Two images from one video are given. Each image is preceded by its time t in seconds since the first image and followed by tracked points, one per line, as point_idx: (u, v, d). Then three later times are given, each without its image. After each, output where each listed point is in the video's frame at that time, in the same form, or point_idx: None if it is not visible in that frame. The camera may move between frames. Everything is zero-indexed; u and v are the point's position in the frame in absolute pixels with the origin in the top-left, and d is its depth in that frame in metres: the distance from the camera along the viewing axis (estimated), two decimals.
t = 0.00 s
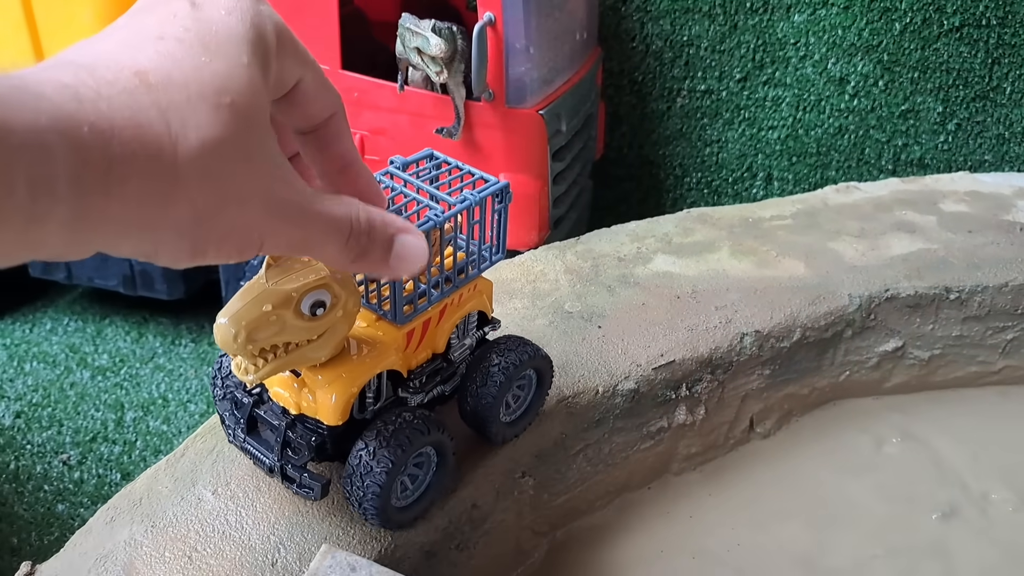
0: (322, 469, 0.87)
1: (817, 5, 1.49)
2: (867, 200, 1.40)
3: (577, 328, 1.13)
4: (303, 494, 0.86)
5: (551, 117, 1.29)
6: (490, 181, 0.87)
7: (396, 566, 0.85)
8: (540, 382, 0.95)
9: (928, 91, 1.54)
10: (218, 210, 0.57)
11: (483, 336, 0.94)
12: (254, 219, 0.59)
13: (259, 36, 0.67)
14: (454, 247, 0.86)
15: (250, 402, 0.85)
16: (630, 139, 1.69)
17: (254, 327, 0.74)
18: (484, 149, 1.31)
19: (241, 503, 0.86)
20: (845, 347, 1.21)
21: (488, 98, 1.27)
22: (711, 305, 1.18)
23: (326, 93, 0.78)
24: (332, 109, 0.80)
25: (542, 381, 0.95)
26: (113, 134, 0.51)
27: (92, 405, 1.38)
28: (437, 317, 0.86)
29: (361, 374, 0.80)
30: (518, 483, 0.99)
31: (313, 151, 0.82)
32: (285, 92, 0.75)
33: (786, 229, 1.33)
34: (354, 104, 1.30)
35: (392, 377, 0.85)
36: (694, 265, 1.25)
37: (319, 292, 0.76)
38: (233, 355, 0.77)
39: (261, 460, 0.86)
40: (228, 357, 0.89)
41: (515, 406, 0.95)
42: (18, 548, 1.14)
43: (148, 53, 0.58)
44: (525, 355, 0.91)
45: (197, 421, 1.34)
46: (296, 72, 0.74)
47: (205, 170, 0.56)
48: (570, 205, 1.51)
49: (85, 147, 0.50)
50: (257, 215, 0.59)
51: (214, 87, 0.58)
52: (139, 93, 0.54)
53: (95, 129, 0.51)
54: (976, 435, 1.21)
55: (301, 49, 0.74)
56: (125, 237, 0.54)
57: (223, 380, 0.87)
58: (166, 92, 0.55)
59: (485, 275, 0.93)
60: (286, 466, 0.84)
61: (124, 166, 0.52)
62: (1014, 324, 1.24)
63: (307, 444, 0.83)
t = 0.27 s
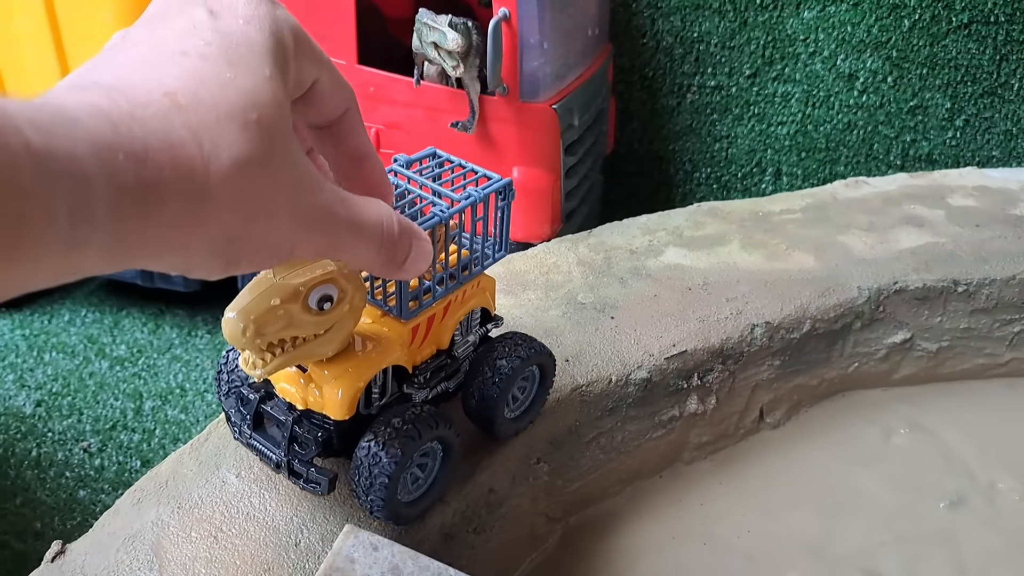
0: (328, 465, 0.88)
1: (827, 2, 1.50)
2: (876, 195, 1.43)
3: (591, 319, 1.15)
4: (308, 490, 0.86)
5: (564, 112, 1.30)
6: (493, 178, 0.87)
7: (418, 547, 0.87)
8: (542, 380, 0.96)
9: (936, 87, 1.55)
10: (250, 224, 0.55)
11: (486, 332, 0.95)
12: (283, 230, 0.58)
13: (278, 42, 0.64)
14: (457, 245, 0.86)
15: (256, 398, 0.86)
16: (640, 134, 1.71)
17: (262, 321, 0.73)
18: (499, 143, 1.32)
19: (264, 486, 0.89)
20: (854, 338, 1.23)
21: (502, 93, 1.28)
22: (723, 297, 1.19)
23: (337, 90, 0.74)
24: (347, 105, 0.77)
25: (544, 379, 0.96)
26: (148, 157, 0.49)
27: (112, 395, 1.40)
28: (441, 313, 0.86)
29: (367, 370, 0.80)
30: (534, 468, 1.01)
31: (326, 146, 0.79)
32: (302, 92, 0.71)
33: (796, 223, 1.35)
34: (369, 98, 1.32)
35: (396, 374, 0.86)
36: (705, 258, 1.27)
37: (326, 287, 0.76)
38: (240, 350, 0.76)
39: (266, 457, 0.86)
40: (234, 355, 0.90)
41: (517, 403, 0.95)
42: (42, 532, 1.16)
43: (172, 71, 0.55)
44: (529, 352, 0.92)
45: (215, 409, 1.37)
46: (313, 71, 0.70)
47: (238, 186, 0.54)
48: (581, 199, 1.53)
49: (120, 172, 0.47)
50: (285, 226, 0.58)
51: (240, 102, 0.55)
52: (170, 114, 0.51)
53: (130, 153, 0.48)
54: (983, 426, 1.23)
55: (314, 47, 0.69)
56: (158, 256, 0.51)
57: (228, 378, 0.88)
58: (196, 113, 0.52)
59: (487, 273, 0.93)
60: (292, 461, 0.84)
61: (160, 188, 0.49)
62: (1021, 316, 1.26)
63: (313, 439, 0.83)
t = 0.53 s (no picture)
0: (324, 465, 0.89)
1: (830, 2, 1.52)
2: (878, 192, 1.46)
3: (596, 315, 1.17)
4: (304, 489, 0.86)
5: (569, 111, 1.32)
6: (486, 180, 0.89)
7: (428, 536, 0.89)
8: (538, 383, 0.97)
9: (938, 87, 1.57)
10: (276, 209, 0.54)
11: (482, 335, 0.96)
12: (306, 216, 0.56)
13: (287, 33, 0.62)
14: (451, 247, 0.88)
15: (254, 397, 0.86)
16: (645, 133, 1.73)
17: (260, 319, 0.73)
18: (505, 141, 1.34)
19: (277, 477, 0.91)
20: (856, 334, 1.25)
21: (509, 92, 1.30)
22: (727, 293, 1.21)
23: (338, 88, 0.71)
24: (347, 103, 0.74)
25: (540, 383, 0.97)
26: (174, 141, 0.47)
27: (124, 389, 1.43)
28: (436, 314, 0.87)
29: (364, 370, 0.81)
30: (540, 461, 1.04)
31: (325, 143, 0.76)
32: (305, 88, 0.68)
33: (799, 221, 1.38)
34: (378, 97, 1.34)
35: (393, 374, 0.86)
36: (709, 255, 1.29)
37: (322, 285, 0.76)
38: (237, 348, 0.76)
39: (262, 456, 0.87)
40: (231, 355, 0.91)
41: (513, 406, 0.97)
42: (58, 522, 1.19)
43: (189, 60, 0.52)
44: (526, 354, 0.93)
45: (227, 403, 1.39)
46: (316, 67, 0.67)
47: (263, 171, 0.52)
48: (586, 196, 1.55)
49: (147, 157, 0.45)
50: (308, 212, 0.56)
51: (256, 87, 0.53)
52: (192, 102, 0.49)
53: (156, 138, 0.46)
54: (983, 421, 1.24)
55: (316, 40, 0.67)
56: (187, 242, 0.49)
57: (224, 380, 0.89)
58: (217, 99, 0.50)
59: (483, 275, 0.95)
60: (289, 459, 0.85)
61: (187, 173, 0.47)
62: (1020, 313, 1.28)
63: (312, 438, 0.84)
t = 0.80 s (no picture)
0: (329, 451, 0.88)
1: None
2: (883, 186, 1.47)
3: (603, 306, 1.18)
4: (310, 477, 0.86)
5: (575, 105, 1.33)
6: (479, 167, 0.90)
7: (438, 523, 0.91)
8: (537, 367, 0.98)
9: (942, 82, 1.58)
10: (283, 181, 0.54)
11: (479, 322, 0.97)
12: (311, 189, 0.57)
13: (293, 12, 0.62)
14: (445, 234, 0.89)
15: (254, 387, 0.86)
16: (650, 127, 1.73)
17: (262, 302, 0.73)
18: (513, 134, 1.35)
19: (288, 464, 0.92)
20: (861, 326, 1.26)
21: (517, 85, 1.31)
22: (732, 285, 1.22)
23: (341, 71, 0.72)
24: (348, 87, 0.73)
25: (539, 366, 0.98)
26: (186, 111, 0.47)
27: (134, 379, 1.44)
28: (434, 299, 0.88)
29: (364, 353, 0.81)
30: (548, 450, 1.05)
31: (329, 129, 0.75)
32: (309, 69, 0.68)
33: (804, 214, 1.39)
34: (387, 91, 1.35)
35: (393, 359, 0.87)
36: (714, 248, 1.30)
37: (320, 268, 0.77)
38: (237, 332, 0.76)
39: (266, 445, 0.86)
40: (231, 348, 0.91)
41: (515, 391, 0.97)
42: (70, 511, 1.20)
43: (198, 34, 0.53)
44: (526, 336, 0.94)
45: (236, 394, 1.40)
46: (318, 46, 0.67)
47: (270, 143, 0.52)
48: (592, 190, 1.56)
49: (160, 125, 0.45)
50: (314, 185, 0.57)
51: (265, 60, 0.54)
52: (202, 73, 0.49)
53: (168, 107, 0.46)
54: (986, 412, 1.25)
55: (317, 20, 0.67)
56: (197, 213, 0.50)
57: (225, 372, 0.89)
58: (227, 71, 0.51)
59: (478, 261, 0.96)
60: (294, 447, 0.85)
61: (199, 142, 0.48)
62: None
63: (316, 423, 0.84)
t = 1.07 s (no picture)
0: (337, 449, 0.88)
1: None
2: (888, 184, 1.47)
3: (610, 304, 1.19)
4: (320, 477, 0.86)
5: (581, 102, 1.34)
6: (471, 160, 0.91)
7: (447, 518, 0.91)
8: (536, 357, 0.98)
9: (948, 80, 1.58)
10: (282, 168, 0.54)
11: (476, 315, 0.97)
12: (311, 177, 0.57)
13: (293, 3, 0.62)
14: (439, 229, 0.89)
15: (258, 391, 0.86)
16: (656, 125, 1.74)
17: (265, 301, 0.74)
18: (520, 132, 1.36)
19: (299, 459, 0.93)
20: (867, 324, 1.26)
21: (524, 83, 1.32)
22: (739, 283, 1.23)
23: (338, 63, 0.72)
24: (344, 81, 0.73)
25: (537, 356, 0.99)
26: (184, 96, 0.47)
27: (141, 375, 1.45)
28: (433, 293, 0.89)
29: (367, 350, 0.81)
30: (555, 446, 1.05)
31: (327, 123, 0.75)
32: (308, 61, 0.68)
33: (810, 212, 1.39)
34: (394, 88, 1.36)
35: (396, 355, 0.87)
36: (720, 245, 1.31)
37: (322, 265, 0.77)
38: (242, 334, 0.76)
39: (274, 447, 0.86)
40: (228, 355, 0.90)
41: (516, 382, 0.98)
42: (79, 506, 1.20)
43: (197, 20, 0.53)
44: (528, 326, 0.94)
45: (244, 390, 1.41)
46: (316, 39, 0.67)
47: (269, 129, 0.53)
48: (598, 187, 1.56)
49: (158, 108, 0.46)
50: (314, 174, 0.57)
51: (264, 47, 0.54)
52: (201, 58, 0.50)
53: (167, 91, 0.46)
54: (992, 410, 1.26)
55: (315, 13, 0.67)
56: (195, 198, 0.50)
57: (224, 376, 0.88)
58: (226, 57, 0.51)
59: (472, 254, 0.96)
60: (302, 447, 0.84)
61: (197, 126, 0.48)
62: None
63: (325, 420, 0.84)
